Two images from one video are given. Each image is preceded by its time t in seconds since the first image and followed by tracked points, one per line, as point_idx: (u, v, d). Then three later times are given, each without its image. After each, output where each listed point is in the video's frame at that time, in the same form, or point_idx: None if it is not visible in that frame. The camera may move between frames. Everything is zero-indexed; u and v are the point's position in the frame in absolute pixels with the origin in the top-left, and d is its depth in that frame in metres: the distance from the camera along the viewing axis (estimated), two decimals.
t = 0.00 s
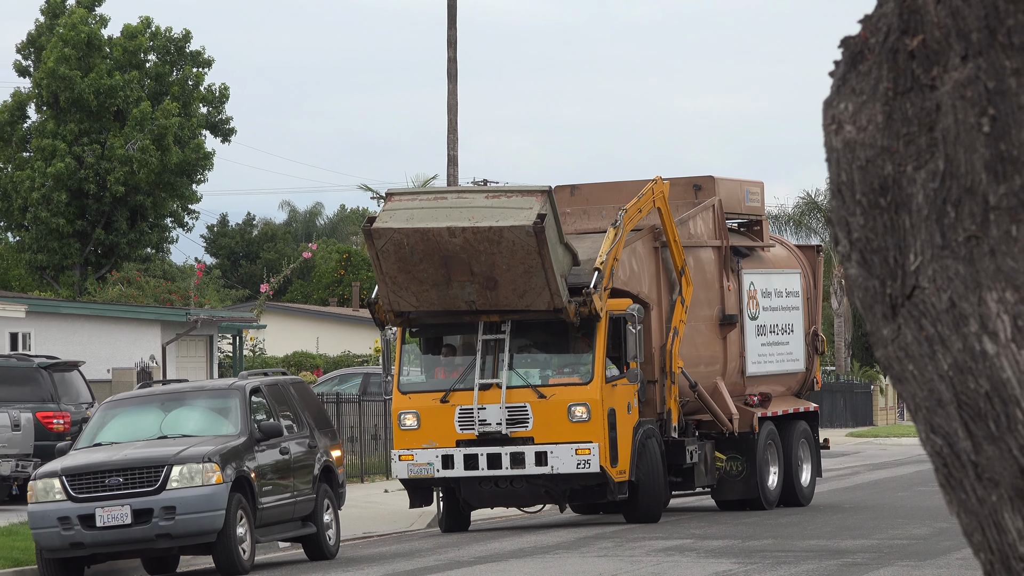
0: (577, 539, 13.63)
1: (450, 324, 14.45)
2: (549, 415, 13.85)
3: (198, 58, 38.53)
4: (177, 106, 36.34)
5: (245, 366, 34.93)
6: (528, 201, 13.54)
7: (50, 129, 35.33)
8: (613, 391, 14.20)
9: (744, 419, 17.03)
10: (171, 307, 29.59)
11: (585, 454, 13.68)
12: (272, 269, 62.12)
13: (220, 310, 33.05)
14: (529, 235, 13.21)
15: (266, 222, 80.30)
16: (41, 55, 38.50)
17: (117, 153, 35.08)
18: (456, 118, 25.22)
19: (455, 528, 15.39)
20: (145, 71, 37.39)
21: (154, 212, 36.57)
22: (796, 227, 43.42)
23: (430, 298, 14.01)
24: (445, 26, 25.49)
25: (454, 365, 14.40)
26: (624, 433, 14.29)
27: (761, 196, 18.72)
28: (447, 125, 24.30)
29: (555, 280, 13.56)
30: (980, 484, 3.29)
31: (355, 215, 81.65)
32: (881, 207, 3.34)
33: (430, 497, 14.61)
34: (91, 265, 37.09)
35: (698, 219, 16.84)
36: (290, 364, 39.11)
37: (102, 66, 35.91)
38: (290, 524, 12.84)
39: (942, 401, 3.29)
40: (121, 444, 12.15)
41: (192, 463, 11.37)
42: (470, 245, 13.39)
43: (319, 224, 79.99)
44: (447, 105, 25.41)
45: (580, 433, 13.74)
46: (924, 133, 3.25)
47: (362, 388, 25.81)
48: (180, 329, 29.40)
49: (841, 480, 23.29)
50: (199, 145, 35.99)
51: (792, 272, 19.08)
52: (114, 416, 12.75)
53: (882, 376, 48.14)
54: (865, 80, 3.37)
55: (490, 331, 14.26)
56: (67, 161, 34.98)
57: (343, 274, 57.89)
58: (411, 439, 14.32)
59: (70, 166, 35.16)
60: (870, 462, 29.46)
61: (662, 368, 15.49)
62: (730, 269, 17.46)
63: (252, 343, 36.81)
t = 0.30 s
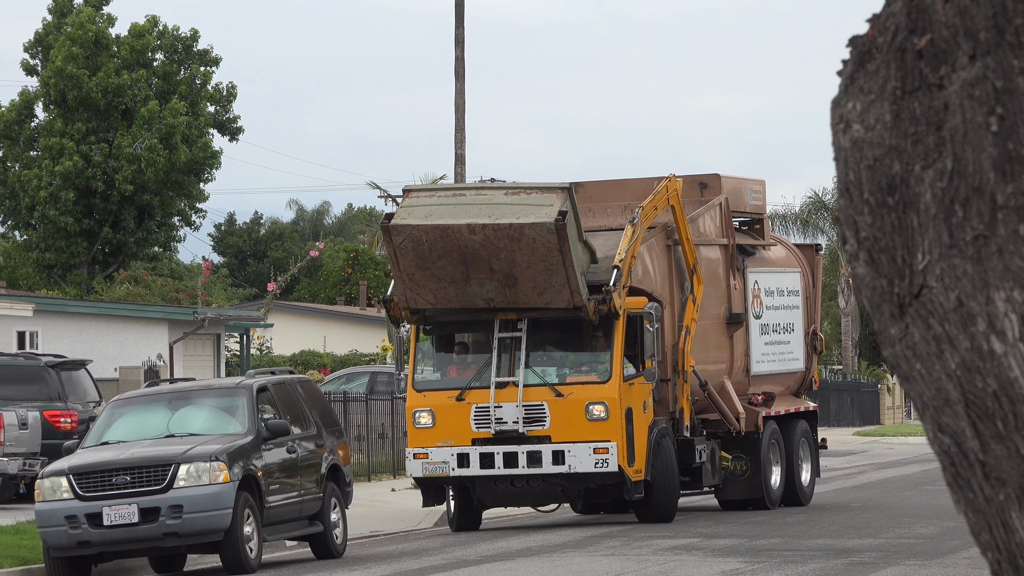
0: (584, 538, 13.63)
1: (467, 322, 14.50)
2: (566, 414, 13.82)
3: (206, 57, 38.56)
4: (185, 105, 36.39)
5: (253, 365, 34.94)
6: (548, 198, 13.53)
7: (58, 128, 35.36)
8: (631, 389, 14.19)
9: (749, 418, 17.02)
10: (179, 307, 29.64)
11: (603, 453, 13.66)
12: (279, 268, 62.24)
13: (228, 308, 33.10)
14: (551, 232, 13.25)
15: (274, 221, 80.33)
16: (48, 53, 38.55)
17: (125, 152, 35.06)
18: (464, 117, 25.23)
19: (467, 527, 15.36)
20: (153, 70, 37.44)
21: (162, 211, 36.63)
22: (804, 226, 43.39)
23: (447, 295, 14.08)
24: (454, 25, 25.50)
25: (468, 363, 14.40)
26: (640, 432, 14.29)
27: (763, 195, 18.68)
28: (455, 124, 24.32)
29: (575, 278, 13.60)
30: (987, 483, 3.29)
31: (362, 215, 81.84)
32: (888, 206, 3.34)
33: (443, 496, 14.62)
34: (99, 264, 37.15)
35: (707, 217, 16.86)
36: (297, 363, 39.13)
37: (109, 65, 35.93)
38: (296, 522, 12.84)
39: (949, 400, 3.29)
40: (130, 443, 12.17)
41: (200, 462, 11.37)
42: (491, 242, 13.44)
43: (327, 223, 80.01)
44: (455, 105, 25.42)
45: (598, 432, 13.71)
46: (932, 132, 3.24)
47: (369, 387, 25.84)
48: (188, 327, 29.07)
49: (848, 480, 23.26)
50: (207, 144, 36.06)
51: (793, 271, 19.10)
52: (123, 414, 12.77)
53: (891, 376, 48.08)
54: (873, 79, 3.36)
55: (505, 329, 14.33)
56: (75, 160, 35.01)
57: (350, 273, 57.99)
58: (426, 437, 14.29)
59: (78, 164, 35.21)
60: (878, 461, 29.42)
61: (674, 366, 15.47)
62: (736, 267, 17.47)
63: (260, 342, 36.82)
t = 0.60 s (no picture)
0: (588, 537, 13.65)
1: (481, 319, 14.48)
2: (583, 413, 13.83)
3: (211, 56, 38.59)
4: (190, 104, 36.40)
5: (259, 364, 34.97)
6: (570, 195, 13.47)
7: (64, 127, 35.42)
8: (647, 388, 14.20)
9: (754, 417, 17.09)
10: (184, 305, 29.63)
11: (620, 452, 13.66)
12: (284, 267, 62.31)
13: (232, 307, 33.10)
14: (574, 229, 13.18)
15: (278, 220, 80.37)
16: (54, 53, 38.61)
17: (130, 151, 35.10)
18: (470, 115, 25.24)
19: (476, 526, 15.33)
20: (157, 69, 37.45)
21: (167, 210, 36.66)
22: (808, 227, 43.42)
23: (467, 292, 14.04)
24: (461, 23, 25.51)
25: (479, 361, 14.39)
26: (655, 431, 14.29)
27: (764, 193, 18.66)
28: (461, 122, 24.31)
29: (597, 276, 13.56)
30: (992, 482, 3.29)
31: (367, 214, 81.90)
32: (893, 206, 3.34)
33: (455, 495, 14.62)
34: (104, 263, 37.18)
35: (715, 216, 16.87)
36: (301, 362, 39.15)
37: (114, 64, 35.91)
38: (301, 521, 12.83)
39: (954, 399, 3.29)
40: (134, 442, 12.16)
41: (204, 460, 11.38)
42: (513, 239, 13.36)
43: (331, 223, 80.04)
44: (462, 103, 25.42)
45: (616, 430, 13.72)
46: (937, 131, 3.24)
47: (374, 385, 25.82)
48: (192, 326, 28.95)
49: (852, 479, 23.24)
50: (211, 143, 36.11)
51: (793, 269, 19.06)
52: (127, 413, 12.76)
53: (896, 376, 48.10)
54: (878, 78, 3.36)
55: (521, 327, 14.30)
56: (80, 159, 35.02)
57: (355, 272, 58.04)
58: (439, 436, 14.27)
59: (84, 163, 35.23)
60: (883, 460, 29.40)
61: (686, 365, 15.52)
62: (742, 266, 17.50)
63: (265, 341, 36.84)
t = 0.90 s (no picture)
0: (590, 536, 13.64)
1: (491, 317, 14.47)
2: (597, 412, 13.82)
3: (213, 55, 38.63)
4: (192, 103, 36.40)
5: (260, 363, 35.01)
6: (586, 192, 13.55)
7: (65, 126, 35.42)
8: (661, 387, 14.18)
9: (754, 417, 17.10)
10: (186, 305, 29.63)
11: (635, 451, 13.65)
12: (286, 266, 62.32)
13: (234, 306, 33.12)
14: (591, 227, 13.23)
15: (281, 219, 80.45)
16: (56, 52, 38.63)
17: (132, 150, 35.11)
18: (472, 115, 25.25)
19: (485, 526, 15.31)
20: (160, 68, 37.40)
21: (168, 209, 36.67)
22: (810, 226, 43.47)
23: (480, 289, 14.00)
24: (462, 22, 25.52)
25: (490, 358, 14.38)
26: (668, 429, 14.28)
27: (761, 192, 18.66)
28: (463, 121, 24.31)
29: (613, 274, 13.59)
30: (995, 482, 3.29)
31: (369, 213, 81.94)
32: (896, 205, 3.34)
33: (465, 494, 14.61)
34: (106, 262, 37.17)
35: (720, 214, 16.87)
36: (303, 361, 39.18)
37: (116, 63, 35.92)
38: (303, 521, 12.82)
39: (956, 399, 3.29)
40: (136, 441, 12.17)
41: (206, 460, 11.39)
42: (529, 236, 13.40)
43: (333, 221, 80.13)
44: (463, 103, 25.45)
45: (632, 429, 13.71)
46: (940, 130, 3.24)
47: (376, 385, 25.82)
48: (194, 326, 29.01)
49: (853, 479, 23.23)
50: (213, 142, 36.14)
51: (789, 269, 19.08)
52: (129, 412, 12.77)
53: (898, 375, 48.14)
54: (880, 78, 3.36)
55: (533, 325, 14.29)
56: (82, 158, 35.04)
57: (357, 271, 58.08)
58: (451, 435, 14.24)
59: (85, 163, 35.21)
60: (885, 459, 29.42)
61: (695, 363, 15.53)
62: (744, 265, 17.49)
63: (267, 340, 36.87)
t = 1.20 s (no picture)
0: (593, 536, 13.64)
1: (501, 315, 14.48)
2: (613, 411, 13.79)
3: (215, 55, 38.69)
4: (194, 103, 36.42)
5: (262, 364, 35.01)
6: (600, 189, 13.55)
7: (67, 126, 35.39)
8: (676, 386, 14.19)
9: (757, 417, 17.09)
10: (188, 305, 29.61)
11: (652, 451, 13.62)
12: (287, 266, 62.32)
13: (236, 306, 33.10)
14: (607, 224, 13.20)
15: (282, 219, 80.52)
16: (58, 52, 38.64)
17: (134, 150, 35.11)
18: (474, 115, 25.27)
19: (494, 527, 15.26)
20: (161, 68, 37.47)
21: (170, 209, 36.67)
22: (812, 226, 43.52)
23: (493, 288, 13.97)
24: (465, 23, 25.56)
25: (498, 358, 14.37)
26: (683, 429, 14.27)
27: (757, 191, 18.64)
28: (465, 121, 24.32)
29: (628, 272, 13.55)
30: (996, 482, 3.29)
31: (371, 213, 81.97)
32: (897, 204, 3.35)
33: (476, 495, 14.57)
34: (108, 262, 37.15)
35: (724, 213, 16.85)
36: (304, 361, 39.21)
37: (118, 64, 35.95)
38: (305, 521, 12.82)
39: (958, 399, 3.29)
40: (138, 441, 12.18)
41: (208, 459, 11.39)
42: (542, 234, 13.38)
43: (335, 222, 80.19)
44: (465, 103, 25.48)
45: (648, 429, 13.68)
46: (941, 130, 3.24)
47: (378, 385, 25.80)
48: (196, 326, 29.03)
49: (855, 479, 23.24)
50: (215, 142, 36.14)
51: (784, 268, 19.08)
52: (131, 412, 12.78)
53: (900, 375, 48.16)
54: (882, 77, 3.36)
55: (546, 324, 14.29)
56: (84, 159, 35.04)
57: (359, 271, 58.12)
58: (465, 435, 14.21)
59: (87, 163, 35.21)
60: (886, 459, 29.44)
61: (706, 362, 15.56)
62: (745, 264, 17.47)
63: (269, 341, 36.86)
